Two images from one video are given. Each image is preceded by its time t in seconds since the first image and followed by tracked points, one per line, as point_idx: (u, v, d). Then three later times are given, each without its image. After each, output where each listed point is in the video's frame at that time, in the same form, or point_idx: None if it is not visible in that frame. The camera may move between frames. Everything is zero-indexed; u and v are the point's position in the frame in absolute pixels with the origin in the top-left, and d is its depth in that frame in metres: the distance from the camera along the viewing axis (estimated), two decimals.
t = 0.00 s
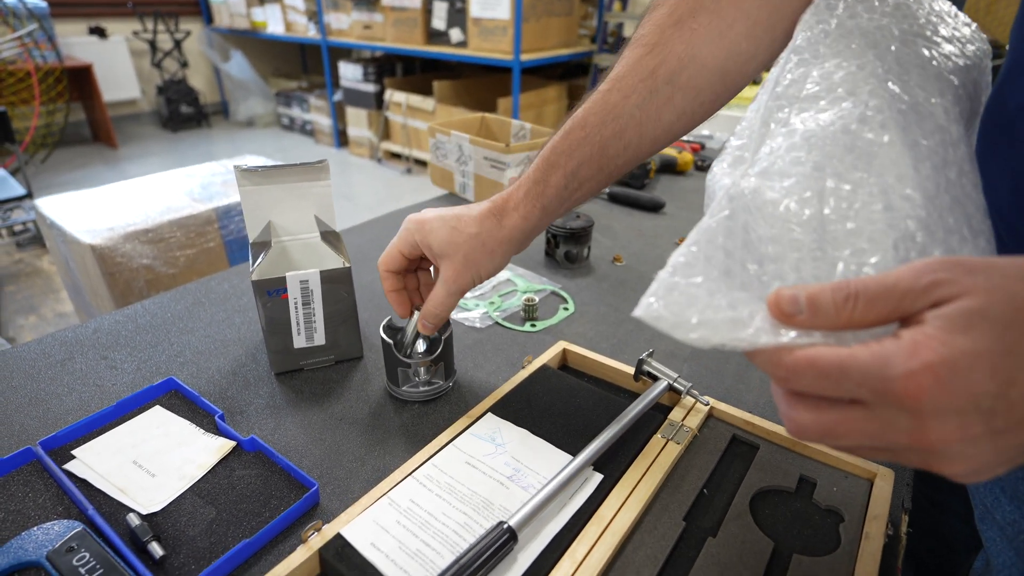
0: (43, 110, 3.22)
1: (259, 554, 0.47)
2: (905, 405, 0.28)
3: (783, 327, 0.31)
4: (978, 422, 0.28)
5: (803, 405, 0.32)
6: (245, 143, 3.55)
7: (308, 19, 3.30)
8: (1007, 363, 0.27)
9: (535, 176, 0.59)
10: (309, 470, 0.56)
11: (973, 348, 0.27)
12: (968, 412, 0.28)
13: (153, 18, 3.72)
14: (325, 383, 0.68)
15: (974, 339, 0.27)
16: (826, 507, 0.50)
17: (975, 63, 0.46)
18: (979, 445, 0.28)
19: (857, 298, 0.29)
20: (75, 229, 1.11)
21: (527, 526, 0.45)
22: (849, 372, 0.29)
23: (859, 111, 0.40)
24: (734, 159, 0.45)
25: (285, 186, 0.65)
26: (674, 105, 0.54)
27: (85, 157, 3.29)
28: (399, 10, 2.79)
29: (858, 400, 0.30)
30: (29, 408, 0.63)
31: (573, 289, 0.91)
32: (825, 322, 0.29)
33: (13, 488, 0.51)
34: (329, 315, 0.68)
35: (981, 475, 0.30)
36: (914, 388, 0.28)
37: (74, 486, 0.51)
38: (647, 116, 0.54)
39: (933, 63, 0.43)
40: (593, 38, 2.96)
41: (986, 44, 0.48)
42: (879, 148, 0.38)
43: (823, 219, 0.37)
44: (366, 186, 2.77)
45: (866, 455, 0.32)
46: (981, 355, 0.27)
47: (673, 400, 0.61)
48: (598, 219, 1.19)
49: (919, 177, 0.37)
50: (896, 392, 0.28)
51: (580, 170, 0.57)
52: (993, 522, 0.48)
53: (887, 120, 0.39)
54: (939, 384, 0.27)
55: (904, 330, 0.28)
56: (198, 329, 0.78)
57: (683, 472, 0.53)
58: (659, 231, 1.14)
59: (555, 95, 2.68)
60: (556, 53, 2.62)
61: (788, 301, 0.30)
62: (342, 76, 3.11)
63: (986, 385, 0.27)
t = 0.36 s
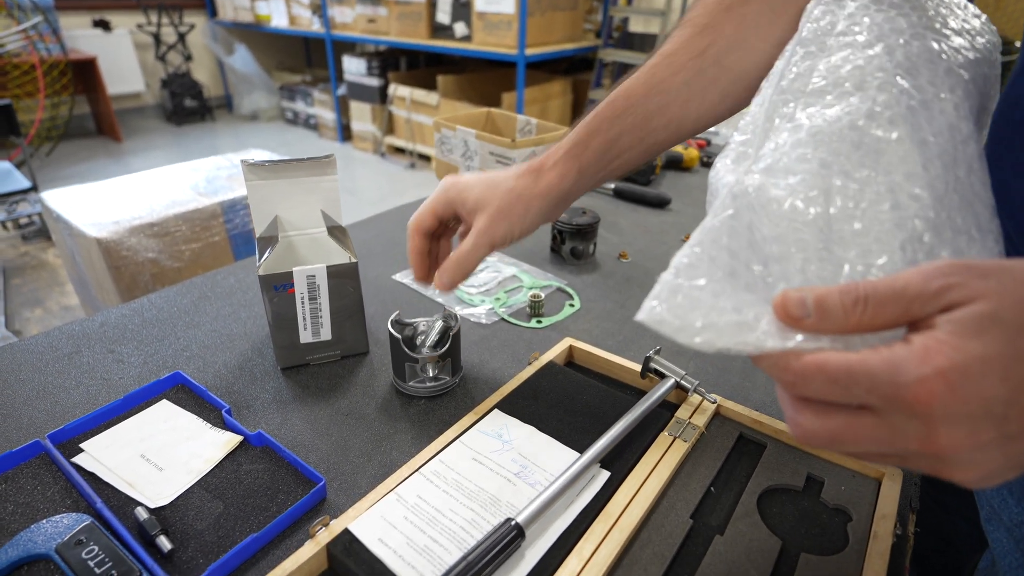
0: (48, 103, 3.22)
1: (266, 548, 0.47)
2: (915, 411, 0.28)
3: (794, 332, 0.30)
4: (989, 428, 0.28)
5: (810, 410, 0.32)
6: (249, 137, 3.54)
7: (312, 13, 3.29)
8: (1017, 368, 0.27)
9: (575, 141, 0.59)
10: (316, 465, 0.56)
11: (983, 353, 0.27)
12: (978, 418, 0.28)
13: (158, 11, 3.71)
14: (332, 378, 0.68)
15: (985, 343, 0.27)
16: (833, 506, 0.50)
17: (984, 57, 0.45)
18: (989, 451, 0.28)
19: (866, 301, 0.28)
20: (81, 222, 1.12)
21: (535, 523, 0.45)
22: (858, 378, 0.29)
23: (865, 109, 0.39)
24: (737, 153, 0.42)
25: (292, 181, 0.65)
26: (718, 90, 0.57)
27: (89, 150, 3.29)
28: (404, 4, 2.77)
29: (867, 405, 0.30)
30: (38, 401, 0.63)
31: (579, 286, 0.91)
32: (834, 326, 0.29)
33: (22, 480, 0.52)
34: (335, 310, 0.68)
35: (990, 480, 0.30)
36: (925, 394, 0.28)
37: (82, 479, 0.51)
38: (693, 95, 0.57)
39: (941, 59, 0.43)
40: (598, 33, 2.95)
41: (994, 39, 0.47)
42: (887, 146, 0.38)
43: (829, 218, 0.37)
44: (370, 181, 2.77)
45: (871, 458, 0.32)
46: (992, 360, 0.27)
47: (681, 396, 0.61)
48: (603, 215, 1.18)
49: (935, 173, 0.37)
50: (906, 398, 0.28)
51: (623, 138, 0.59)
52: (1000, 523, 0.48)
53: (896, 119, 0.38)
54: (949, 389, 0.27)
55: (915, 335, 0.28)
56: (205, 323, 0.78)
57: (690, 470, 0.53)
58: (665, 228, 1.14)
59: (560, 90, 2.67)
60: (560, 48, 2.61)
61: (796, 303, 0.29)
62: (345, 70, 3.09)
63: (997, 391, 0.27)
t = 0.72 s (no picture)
0: (50, 97, 3.22)
1: (266, 542, 0.47)
2: (907, 417, 0.27)
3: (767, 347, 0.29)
4: (979, 425, 0.27)
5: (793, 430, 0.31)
6: (251, 132, 3.54)
7: (314, 7, 3.28)
8: (994, 360, 0.27)
9: None
10: (316, 459, 0.56)
11: (962, 347, 0.26)
12: (968, 416, 0.27)
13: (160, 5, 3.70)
14: (333, 372, 0.68)
15: (960, 337, 0.27)
16: (834, 503, 0.50)
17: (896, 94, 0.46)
18: (982, 449, 0.28)
19: (833, 308, 0.27)
20: (83, 216, 1.12)
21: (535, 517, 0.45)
22: (843, 391, 0.28)
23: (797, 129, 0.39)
24: (678, 177, 0.41)
25: (294, 175, 0.65)
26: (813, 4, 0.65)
27: (91, 144, 3.29)
28: None
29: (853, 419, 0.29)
30: (39, 394, 0.63)
31: (580, 281, 0.91)
32: (806, 338, 0.28)
33: (24, 472, 0.52)
34: (336, 305, 0.68)
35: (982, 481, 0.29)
36: (916, 399, 0.27)
37: (84, 471, 0.51)
38: None
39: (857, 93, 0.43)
40: (601, 28, 2.94)
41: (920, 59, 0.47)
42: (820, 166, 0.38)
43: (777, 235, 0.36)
44: (372, 177, 2.76)
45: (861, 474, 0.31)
46: (971, 353, 0.26)
47: (681, 392, 0.61)
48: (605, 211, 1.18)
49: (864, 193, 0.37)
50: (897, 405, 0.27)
51: None
52: (989, 516, 0.48)
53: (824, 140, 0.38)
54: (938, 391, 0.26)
55: (887, 340, 0.27)
56: (206, 317, 0.78)
57: (690, 466, 0.53)
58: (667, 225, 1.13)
59: (563, 86, 2.66)
60: (563, 44, 2.60)
61: (764, 320, 0.27)
62: (349, 66, 3.02)
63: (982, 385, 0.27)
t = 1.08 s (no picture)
0: (52, 93, 3.21)
1: (270, 536, 0.48)
2: (815, 341, 0.35)
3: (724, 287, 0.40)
4: (877, 361, 0.33)
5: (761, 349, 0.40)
6: (252, 129, 3.53)
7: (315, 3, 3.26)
8: (897, 312, 0.31)
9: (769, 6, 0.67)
10: (319, 455, 0.56)
11: (863, 292, 0.32)
12: (865, 350, 0.33)
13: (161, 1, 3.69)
14: (335, 368, 0.69)
15: (868, 283, 0.32)
16: (832, 499, 0.50)
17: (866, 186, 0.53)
18: (881, 382, 0.33)
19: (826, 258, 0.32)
20: (86, 213, 1.12)
21: (536, 513, 0.46)
22: (774, 316, 0.37)
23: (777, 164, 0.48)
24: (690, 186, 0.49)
25: (297, 173, 0.65)
26: (834, 26, 0.68)
27: (92, 141, 3.29)
28: None
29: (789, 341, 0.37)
30: (44, 389, 0.64)
31: (581, 279, 0.92)
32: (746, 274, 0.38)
33: (30, 467, 0.52)
34: (339, 302, 0.68)
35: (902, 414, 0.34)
36: (818, 326, 0.35)
37: (89, 466, 0.52)
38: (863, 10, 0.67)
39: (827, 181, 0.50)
40: (603, 25, 2.94)
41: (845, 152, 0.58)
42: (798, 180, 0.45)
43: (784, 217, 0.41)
44: (373, 174, 2.76)
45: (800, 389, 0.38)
46: (869, 299, 0.32)
47: (682, 390, 0.61)
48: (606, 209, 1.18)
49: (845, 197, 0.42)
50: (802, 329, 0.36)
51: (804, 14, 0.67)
52: (976, 504, 0.48)
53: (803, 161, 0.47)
54: (835, 323, 0.34)
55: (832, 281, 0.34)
56: (209, 314, 0.79)
57: (691, 463, 0.53)
58: (667, 222, 1.14)
59: (564, 83, 2.65)
60: (565, 41, 2.60)
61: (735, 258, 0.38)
62: (349, 62, 3.05)
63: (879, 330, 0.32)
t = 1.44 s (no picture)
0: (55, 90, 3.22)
1: (275, 527, 0.49)
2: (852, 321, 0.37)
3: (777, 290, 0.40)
4: (907, 342, 0.35)
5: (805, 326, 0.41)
6: (254, 126, 3.54)
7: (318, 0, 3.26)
8: (931, 298, 0.33)
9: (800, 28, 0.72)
10: (323, 448, 0.57)
11: (898, 283, 0.34)
12: (897, 332, 0.35)
13: None
14: (338, 364, 0.70)
15: (900, 274, 0.33)
16: (827, 494, 0.51)
17: (924, 190, 0.48)
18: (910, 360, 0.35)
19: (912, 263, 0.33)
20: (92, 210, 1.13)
21: (536, 505, 0.47)
22: (813, 303, 0.38)
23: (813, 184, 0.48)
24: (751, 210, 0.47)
25: (301, 171, 0.66)
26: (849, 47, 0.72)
27: (95, 137, 3.30)
28: None
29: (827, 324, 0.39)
30: (53, 383, 0.65)
31: (582, 276, 0.92)
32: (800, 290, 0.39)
33: (41, 459, 0.54)
34: (342, 298, 0.69)
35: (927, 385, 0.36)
36: (856, 310, 0.36)
37: (99, 458, 0.53)
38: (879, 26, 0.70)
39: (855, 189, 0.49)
40: (605, 23, 2.94)
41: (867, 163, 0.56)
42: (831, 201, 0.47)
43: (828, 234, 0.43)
44: (375, 171, 2.77)
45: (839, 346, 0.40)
46: (903, 290, 0.33)
47: (681, 386, 0.62)
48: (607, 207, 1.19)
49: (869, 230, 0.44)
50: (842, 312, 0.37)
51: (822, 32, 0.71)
52: (979, 500, 0.49)
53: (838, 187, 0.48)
54: (871, 306, 0.35)
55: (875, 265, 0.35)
56: (214, 310, 0.80)
57: (688, 457, 0.54)
58: (668, 220, 1.14)
59: (567, 80, 2.66)
60: (568, 38, 2.60)
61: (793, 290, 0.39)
62: (351, 60, 3.05)
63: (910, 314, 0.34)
